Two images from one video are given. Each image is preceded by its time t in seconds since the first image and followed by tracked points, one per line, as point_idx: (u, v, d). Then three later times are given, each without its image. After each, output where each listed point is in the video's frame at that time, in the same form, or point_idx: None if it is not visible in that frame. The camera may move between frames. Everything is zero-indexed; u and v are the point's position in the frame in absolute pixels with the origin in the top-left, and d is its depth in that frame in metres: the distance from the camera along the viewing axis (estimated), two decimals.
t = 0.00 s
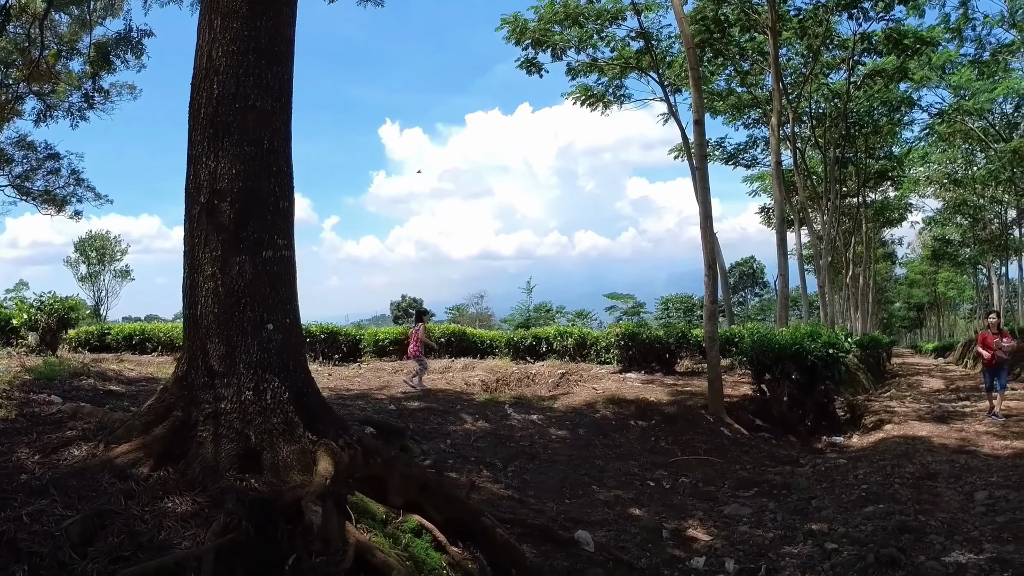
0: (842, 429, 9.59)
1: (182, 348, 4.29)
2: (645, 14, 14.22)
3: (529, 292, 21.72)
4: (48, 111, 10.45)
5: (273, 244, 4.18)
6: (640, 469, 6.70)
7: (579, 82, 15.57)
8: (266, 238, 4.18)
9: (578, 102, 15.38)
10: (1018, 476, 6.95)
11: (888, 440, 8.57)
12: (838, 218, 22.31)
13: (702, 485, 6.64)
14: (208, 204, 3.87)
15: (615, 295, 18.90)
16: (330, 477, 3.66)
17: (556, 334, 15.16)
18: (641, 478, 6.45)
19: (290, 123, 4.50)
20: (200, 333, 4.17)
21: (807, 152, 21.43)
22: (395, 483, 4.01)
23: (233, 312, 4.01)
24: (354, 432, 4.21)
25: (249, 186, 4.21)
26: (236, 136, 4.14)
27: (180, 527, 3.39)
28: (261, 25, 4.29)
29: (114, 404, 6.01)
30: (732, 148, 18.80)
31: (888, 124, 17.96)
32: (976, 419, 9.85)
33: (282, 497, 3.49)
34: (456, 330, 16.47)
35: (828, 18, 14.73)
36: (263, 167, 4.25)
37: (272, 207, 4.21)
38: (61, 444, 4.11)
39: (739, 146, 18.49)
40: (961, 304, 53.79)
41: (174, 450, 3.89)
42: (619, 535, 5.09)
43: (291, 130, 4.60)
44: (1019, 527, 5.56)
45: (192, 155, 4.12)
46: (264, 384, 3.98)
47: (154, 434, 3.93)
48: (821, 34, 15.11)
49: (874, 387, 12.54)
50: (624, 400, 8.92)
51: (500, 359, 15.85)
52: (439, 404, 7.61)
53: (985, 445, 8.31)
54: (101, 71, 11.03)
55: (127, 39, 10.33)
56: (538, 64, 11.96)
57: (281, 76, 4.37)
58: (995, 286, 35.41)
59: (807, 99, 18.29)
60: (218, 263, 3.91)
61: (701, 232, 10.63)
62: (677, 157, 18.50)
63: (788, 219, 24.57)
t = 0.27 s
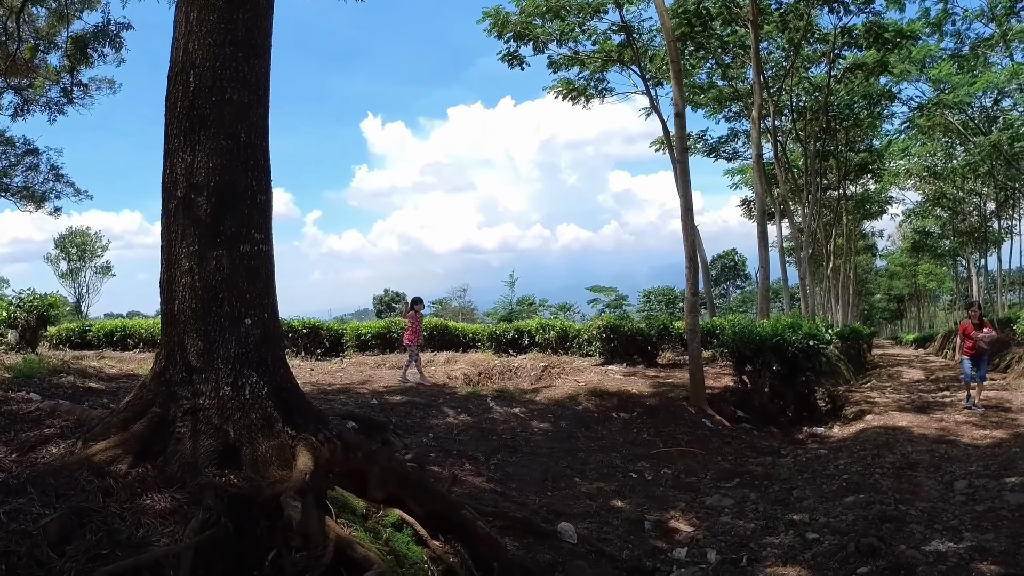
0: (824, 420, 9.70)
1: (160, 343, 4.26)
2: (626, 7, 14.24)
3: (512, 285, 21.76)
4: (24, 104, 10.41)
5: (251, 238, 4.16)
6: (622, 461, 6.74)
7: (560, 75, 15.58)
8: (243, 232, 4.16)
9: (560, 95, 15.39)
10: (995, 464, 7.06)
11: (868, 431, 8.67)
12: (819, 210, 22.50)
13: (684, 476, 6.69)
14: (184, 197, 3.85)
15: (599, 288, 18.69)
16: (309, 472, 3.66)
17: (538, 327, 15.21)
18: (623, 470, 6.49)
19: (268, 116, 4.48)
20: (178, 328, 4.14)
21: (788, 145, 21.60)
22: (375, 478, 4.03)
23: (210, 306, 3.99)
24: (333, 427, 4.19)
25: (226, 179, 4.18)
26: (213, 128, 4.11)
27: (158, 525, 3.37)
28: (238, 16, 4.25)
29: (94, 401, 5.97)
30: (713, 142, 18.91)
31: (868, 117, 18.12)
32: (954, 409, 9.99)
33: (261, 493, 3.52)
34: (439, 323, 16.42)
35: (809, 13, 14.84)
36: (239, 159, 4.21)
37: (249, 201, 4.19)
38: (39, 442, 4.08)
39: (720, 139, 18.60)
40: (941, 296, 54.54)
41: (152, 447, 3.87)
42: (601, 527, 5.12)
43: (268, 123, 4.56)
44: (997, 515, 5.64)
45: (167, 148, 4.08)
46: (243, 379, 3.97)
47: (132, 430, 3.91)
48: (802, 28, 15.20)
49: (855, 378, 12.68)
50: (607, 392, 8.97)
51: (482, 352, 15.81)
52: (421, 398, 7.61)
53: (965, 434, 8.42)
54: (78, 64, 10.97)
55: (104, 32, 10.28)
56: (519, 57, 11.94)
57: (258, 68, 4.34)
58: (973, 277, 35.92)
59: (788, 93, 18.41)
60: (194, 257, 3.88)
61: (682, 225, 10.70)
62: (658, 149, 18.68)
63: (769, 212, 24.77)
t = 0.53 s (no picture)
0: (807, 414, 9.79)
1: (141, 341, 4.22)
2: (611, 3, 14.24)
3: (497, 281, 21.74)
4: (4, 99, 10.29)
5: (231, 233, 4.13)
6: (607, 456, 6.76)
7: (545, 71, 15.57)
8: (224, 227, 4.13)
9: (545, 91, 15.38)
10: (978, 457, 7.16)
11: (852, 424, 8.75)
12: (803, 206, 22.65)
13: (669, 471, 6.73)
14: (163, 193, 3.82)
15: (585, 284, 18.58)
16: (292, 470, 3.64)
17: (523, 322, 15.23)
18: (608, 465, 6.52)
19: (248, 111, 4.45)
20: (159, 325, 4.11)
21: (772, 141, 21.72)
22: (359, 475, 4.03)
23: (190, 303, 3.96)
24: (316, 424, 4.18)
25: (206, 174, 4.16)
26: (193, 123, 4.08)
27: (138, 524, 3.34)
28: (218, 10, 4.24)
29: (74, 400, 5.91)
30: (697, 138, 18.99)
31: (852, 113, 18.26)
32: (937, 402, 10.11)
33: (243, 491, 3.51)
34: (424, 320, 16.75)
35: (793, 9, 14.92)
36: (219, 154, 4.19)
37: (229, 196, 4.17)
38: (18, 442, 4.04)
39: (705, 135, 18.67)
40: (923, 291, 55.17)
41: (133, 445, 3.84)
42: (587, 522, 5.13)
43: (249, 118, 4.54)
44: (980, 508, 5.72)
45: (147, 143, 4.06)
46: (223, 376, 3.94)
47: (113, 428, 3.87)
48: (786, 25, 15.27)
49: (839, 372, 12.80)
50: (591, 387, 9.00)
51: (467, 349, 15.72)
52: (405, 395, 7.60)
53: (947, 428, 8.51)
54: (58, 59, 10.85)
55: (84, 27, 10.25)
56: (504, 53, 11.91)
57: (238, 63, 4.32)
58: (955, 272, 36.35)
59: (772, 89, 18.48)
60: (174, 253, 3.85)
61: (666, 221, 10.74)
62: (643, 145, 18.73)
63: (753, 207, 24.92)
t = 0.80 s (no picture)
0: (793, 409, 9.86)
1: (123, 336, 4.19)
2: None
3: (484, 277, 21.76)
4: None
5: (214, 227, 4.11)
6: (594, 452, 6.78)
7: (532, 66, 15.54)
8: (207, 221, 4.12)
9: (532, 87, 15.36)
10: (963, 452, 7.23)
11: (838, 419, 8.81)
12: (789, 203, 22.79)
13: (656, 466, 6.75)
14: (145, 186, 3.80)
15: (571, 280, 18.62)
16: (276, 466, 3.61)
17: (509, 318, 15.24)
18: (595, 460, 6.53)
19: (232, 103, 4.43)
20: (141, 320, 4.08)
21: (759, 138, 21.82)
22: (344, 471, 4.00)
23: (173, 298, 3.94)
24: (300, 420, 4.16)
25: (189, 167, 4.13)
26: (176, 115, 4.06)
27: (121, 522, 3.31)
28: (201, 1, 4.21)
29: (57, 396, 5.85)
30: (684, 134, 19.06)
31: (838, 111, 18.38)
32: (922, 398, 10.20)
33: (227, 488, 3.46)
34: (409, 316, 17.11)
35: (780, 6, 14.98)
36: (202, 147, 4.17)
37: (212, 190, 4.15)
38: None
39: (692, 131, 18.74)
40: (908, 287, 55.70)
41: (116, 442, 3.81)
42: (574, 518, 5.14)
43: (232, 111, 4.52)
44: (966, 503, 5.79)
45: (129, 136, 4.03)
46: (206, 372, 3.92)
47: (95, 425, 3.84)
48: (773, 21, 15.32)
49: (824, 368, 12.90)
50: (578, 383, 9.02)
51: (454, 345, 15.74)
52: (392, 390, 7.58)
53: (933, 423, 8.59)
54: (41, 52, 10.73)
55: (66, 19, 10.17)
56: (491, 48, 11.87)
57: (222, 54, 4.30)
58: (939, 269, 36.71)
59: (759, 86, 18.53)
60: (157, 248, 3.83)
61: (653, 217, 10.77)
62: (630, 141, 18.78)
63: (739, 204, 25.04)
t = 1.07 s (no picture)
0: (778, 405, 9.94)
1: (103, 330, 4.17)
2: None
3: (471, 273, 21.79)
4: None
5: (195, 220, 4.09)
6: (579, 447, 6.80)
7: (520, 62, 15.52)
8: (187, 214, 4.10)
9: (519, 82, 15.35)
10: (947, 448, 7.30)
11: (823, 415, 8.88)
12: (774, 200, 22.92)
13: (641, 461, 6.78)
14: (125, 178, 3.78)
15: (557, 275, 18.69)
16: (256, 462, 3.60)
17: (495, 314, 15.26)
18: (580, 456, 6.55)
19: (213, 95, 4.41)
20: (121, 314, 4.06)
21: (745, 135, 21.93)
22: (326, 465, 3.92)
23: (153, 291, 3.92)
24: (282, 414, 4.16)
25: (170, 159, 4.11)
26: (156, 106, 4.04)
27: (99, 518, 3.30)
28: None
29: (38, 391, 5.81)
30: (671, 130, 19.12)
31: (824, 108, 18.50)
32: (905, 393, 10.29)
33: (206, 484, 3.43)
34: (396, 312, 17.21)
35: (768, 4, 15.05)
36: (183, 139, 4.15)
37: (193, 182, 4.13)
38: None
39: (678, 128, 18.81)
40: (893, 284, 56.22)
41: (95, 437, 3.80)
42: (558, 513, 5.15)
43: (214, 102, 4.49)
44: (950, 498, 5.86)
45: (109, 127, 4.00)
46: (187, 366, 3.91)
47: (74, 420, 3.82)
48: (760, 19, 15.38)
49: (809, 364, 13.03)
50: (563, 378, 9.05)
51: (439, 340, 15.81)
52: (378, 385, 7.58)
53: (917, 418, 8.67)
54: (24, 44, 10.63)
55: (49, 10, 10.08)
56: (478, 44, 11.85)
57: (203, 45, 4.28)
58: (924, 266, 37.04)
59: (746, 83, 18.59)
60: (136, 241, 3.81)
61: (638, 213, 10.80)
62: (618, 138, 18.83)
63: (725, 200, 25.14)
